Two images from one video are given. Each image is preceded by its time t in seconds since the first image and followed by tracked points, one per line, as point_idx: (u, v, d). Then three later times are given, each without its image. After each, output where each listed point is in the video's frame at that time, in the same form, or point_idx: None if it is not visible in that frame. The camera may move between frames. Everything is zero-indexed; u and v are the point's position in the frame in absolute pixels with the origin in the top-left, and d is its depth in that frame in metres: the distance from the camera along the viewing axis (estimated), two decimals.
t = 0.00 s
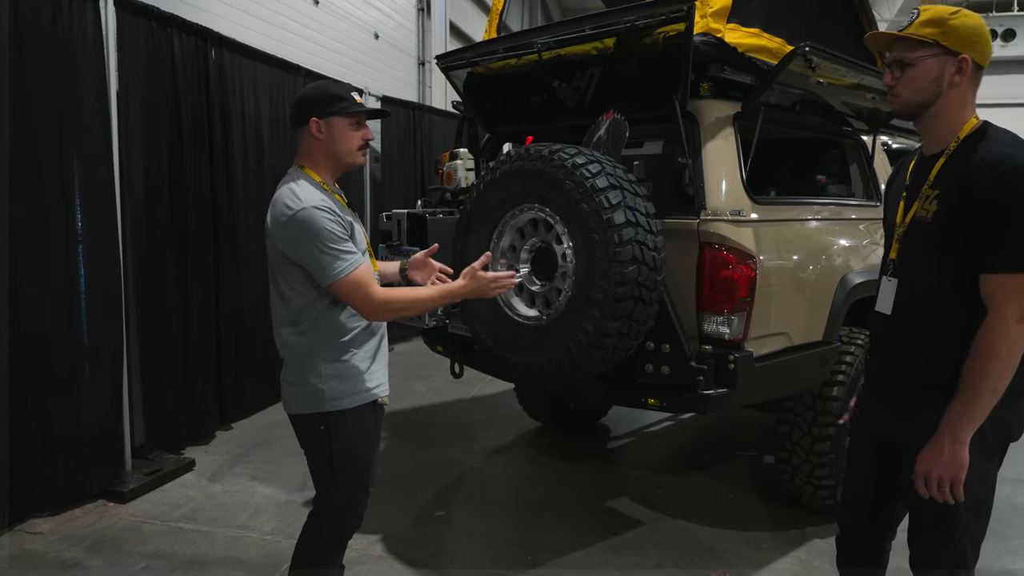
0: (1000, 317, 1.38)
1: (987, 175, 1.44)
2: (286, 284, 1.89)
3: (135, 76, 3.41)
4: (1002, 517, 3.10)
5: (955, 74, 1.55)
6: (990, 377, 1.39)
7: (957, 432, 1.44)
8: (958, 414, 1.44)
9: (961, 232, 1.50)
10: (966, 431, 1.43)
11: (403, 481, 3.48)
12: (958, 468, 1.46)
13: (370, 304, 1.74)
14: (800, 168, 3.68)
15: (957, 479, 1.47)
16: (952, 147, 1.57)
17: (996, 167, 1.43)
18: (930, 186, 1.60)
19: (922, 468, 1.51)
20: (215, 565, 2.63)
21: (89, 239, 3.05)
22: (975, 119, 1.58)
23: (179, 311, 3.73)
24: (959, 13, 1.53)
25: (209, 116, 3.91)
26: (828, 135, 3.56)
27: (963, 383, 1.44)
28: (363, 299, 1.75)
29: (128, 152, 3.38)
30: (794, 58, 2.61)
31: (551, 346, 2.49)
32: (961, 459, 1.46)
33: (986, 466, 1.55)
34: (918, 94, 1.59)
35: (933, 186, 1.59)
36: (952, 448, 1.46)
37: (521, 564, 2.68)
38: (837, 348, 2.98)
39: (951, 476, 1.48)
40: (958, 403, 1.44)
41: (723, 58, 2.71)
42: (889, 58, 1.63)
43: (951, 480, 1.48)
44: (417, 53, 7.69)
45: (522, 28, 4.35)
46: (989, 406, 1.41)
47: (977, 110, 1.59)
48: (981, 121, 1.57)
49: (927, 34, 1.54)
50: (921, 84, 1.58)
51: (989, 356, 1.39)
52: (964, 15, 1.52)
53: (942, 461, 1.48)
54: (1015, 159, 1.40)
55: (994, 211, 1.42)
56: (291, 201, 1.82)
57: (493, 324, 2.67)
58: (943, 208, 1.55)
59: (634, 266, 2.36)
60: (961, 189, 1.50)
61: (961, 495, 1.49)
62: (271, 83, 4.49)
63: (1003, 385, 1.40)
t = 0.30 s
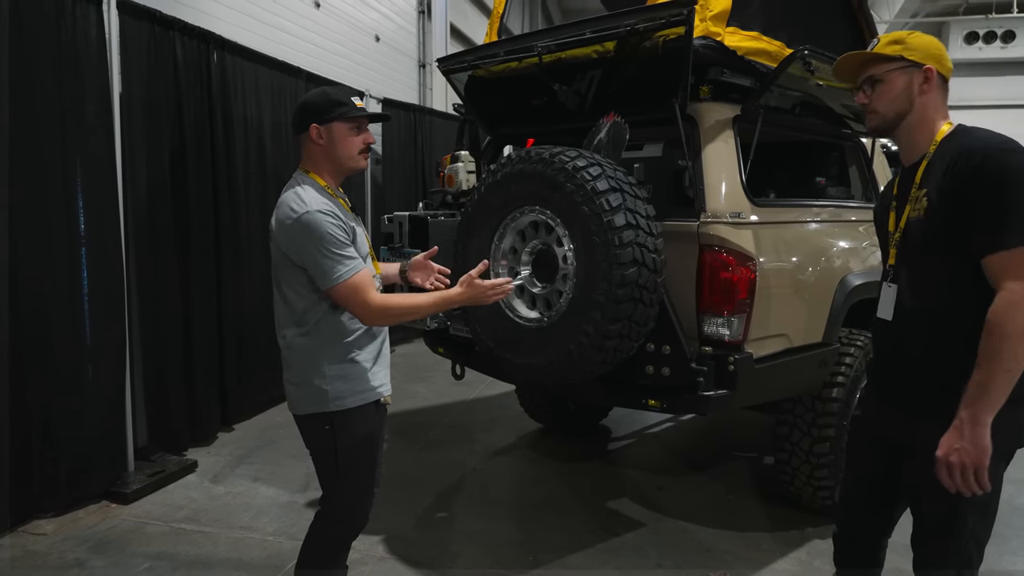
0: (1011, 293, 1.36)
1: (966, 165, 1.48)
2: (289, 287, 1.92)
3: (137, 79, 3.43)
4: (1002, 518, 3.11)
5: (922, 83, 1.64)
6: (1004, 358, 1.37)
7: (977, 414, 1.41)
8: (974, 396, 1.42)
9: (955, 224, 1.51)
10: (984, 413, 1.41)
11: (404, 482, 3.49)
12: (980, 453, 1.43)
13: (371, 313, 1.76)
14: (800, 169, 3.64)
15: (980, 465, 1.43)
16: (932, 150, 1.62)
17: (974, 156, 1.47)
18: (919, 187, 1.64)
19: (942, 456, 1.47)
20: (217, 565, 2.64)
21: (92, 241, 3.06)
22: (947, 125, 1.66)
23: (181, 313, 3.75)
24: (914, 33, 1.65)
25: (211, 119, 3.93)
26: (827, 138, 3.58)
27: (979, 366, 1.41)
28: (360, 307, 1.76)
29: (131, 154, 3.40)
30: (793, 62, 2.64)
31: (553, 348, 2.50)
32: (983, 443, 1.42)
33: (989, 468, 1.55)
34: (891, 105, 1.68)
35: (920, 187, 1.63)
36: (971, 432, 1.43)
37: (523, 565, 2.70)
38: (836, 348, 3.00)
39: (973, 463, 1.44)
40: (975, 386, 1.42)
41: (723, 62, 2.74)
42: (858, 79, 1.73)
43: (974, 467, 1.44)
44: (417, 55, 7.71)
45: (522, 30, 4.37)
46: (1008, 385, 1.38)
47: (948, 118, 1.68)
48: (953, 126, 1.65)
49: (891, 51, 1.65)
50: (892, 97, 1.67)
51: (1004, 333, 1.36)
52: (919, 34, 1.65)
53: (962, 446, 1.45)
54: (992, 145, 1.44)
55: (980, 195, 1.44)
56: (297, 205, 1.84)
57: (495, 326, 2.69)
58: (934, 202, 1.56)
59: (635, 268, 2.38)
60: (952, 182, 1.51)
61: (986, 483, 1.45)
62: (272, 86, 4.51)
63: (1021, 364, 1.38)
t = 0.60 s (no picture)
0: (998, 284, 1.38)
1: (948, 162, 1.52)
2: (282, 284, 1.94)
3: (135, 79, 3.44)
4: (995, 515, 3.12)
5: (905, 87, 1.67)
6: (992, 350, 1.39)
7: (971, 406, 1.43)
8: (967, 389, 1.44)
9: (941, 223, 1.55)
10: (977, 405, 1.43)
11: (401, 481, 3.51)
12: (977, 445, 1.44)
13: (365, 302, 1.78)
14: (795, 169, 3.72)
15: (978, 458, 1.45)
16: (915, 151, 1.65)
17: (956, 155, 1.51)
18: (903, 187, 1.66)
19: (941, 451, 1.49)
20: (215, 563, 2.66)
21: (90, 241, 3.08)
22: (929, 127, 1.70)
23: (179, 312, 3.76)
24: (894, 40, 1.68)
25: (208, 119, 3.95)
26: (822, 138, 3.60)
27: (971, 359, 1.43)
28: (354, 298, 1.78)
29: (128, 154, 3.41)
30: (787, 62, 2.66)
31: (547, 347, 2.52)
32: (980, 436, 1.44)
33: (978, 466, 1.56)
34: (875, 109, 1.70)
35: (906, 185, 1.65)
36: (968, 426, 1.45)
37: (519, 562, 2.71)
38: (830, 347, 3.01)
39: (971, 456, 1.45)
40: (966, 379, 1.44)
41: (717, 62, 2.76)
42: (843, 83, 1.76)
43: (973, 461, 1.45)
44: (415, 55, 7.72)
45: (519, 31, 4.39)
46: (999, 376, 1.40)
47: (930, 120, 1.71)
48: (936, 128, 1.68)
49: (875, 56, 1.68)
50: (877, 100, 1.69)
51: (993, 325, 1.38)
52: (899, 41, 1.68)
53: (960, 440, 1.46)
54: (972, 144, 1.49)
55: (961, 194, 1.48)
56: (286, 200, 1.86)
57: (491, 325, 2.70)
58: (918, 200, 1.59)
59: (629, 268, 2.40)
60: (938, 181, 1.54)
61: (985, 477, 1.47)
62: (270, 86, 4.52)
63: (1010, 354, 1.39)
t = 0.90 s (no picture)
0: (973, 281, 1.42)
1: (925, 164, 1.56)
2: (272, 283, 1.96)
3: (129, 80, 3.45)
4: (983, 513, 3.15)
5: (888, 90, 1.70)
6: (965, 346, 1.43)
7: (938, 399, 1.47)
8: (936, 382, 1.48)
9: (917, 223, 1.58)
10: (944, 398, 1.47)
11: (395, 480, 3.52)
12: (942, 436, 1.48)
13: (347, 304, 1.80)
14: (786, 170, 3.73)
15: (942, 448, 1.49)
16: (894, 154, 1.68)
17: (934, 157, 1.54)
18: (882, 187, 1.68)
19: (906, 439, 1.54)
20: (208, 563, 2.67)
21: (84, 242, 3.09)
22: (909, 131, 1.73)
23: (173, 313, 3.77)
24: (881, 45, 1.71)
25: (202, 120, 3.96)
26: (812, 139, 3.63)
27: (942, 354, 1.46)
28: (339, 298, 1.80)
29: (122, 155, 3.42)
30: (776, 64, 2.68)
31: (539, 347, 2.53)
32: (944, 427, 1.48)
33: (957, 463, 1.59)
34: (857, 109, 1.74)
35: (885, 186, 1.67)
36: (933, 417, 1.49)
37: (511, 561, 2.73)
38: (820, 347, 3.05)
39: (934, 446, 1.50)
40: (936, 372, 1.47)
41: (707, 64, 2.76)
42: (830, 83, 1.79)
43: (936, 451, 1.50)
44: (410, 56, 7.73)
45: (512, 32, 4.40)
46: (969, 371, 1.44)
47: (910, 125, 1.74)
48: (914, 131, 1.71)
49: (862, 58, 1.71)
50: (859, 100, 1.73)
51: (967, 322, 1.42)
52: (885, 47, 1.71)
53: (925, 431, 1.51)
54: (949, 146, 1.52)
55: (937, 194, 1.51)
56: (278, 199, 1.88)
57: (482, 325, 2.72)
58: (897, 199, 1.62)
59: (619, 268, 2.42)
60: (915, 181, 1.57)
61: (948, 466, 1.51)
62: (264, 87, 4.53)
63: (982, 349, 1.43)
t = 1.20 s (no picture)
0: (951, 280, 1.45)
1: (908, 163, 1.57)
2: (268, 281, 1.97)
3: (124, 79, 3.46)
4: (975, 511, 3.17)
5: (873, 91, 1.72)
6: (941, 344, 1.46)
7: (914, 395, 1.51)
8: (913, 379, 1.51)
9: (901, 222, 1.60)
10: (920, 395, 1.50)
11: (390, 479, 3.53)
12: (917, 432, 1.52)
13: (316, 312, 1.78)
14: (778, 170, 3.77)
15: (917, 445, 1.53)
16: (880, 154, 1.69)
17: (917, 155, 1.55)
18: (869, 186, 1.70)
19: (882, 435, 1.57)
20: (204, 561, 2.67)
21: (79, 241, 3.09)
22: (896, 130, 1.74)
23: (168, 312, 3.78)
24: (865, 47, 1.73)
25: (197, 119, 3.96)
26: (804, 138, 3.65)
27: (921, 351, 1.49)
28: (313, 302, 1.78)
29: (118, 154, 3.42)
30: (768, 64, 2.70)
31: (532, 345, 2.54)
32: (920, 423, 1.51)
33: (941, 459, 1.61)
34: (844, 110, 1.76)
35: (871, 185, 1.69)
36: (910, 413, 1.52)
37: (505, 559, 2.74)
38: (814, 345, 3.06)
39: (910, 441, 1.53)
40: (913, 369, 1.51)
41: (700, 63, 2.77)
42: (817, 86, 1.81)
43: (912, 446, 1.53)
44: (406, 55, 7.73)
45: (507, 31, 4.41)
46: (945, 368, 1.47)
47: (898, 124, 1.75)
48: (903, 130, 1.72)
49: (846, 60, 1.73)
50: (846, 101, 1.75)
51: (942, 321, 1.45)
52: (870, 48, 1.73)
53: (900, 426, 1.54)
54: (931, 145, 1.53)
55: (919, 193, 1.53)
56: (276, 196, 1.89)
57: (477, 323, 2.73)
58: (882, 197, 1.64)
59: (612, 267, 2.43)
60: (899, 180, 1.59)
61: (923, 462, 1.55)
62: (259, 86, 4.53)
63: (958, 348, 1.46)
